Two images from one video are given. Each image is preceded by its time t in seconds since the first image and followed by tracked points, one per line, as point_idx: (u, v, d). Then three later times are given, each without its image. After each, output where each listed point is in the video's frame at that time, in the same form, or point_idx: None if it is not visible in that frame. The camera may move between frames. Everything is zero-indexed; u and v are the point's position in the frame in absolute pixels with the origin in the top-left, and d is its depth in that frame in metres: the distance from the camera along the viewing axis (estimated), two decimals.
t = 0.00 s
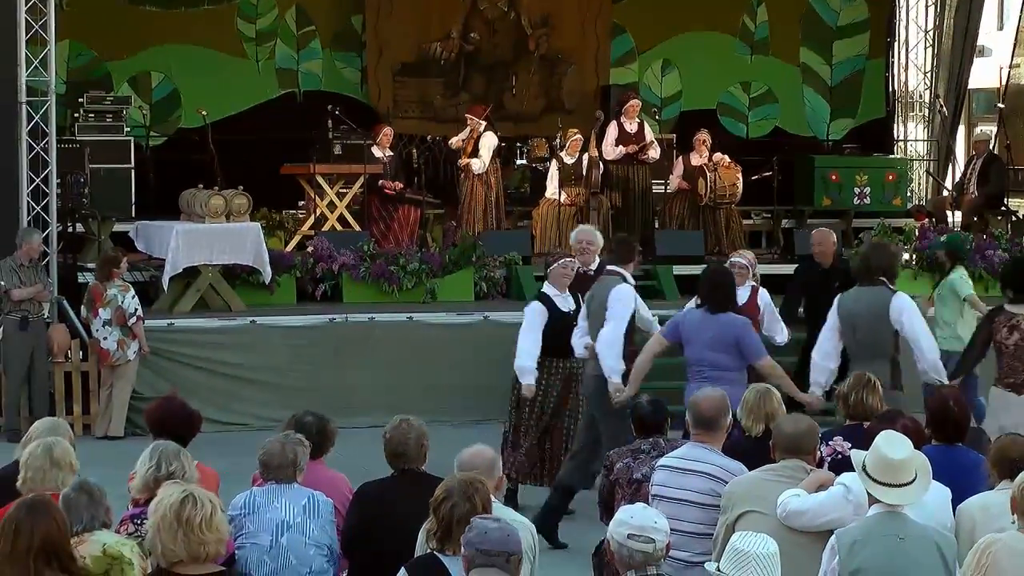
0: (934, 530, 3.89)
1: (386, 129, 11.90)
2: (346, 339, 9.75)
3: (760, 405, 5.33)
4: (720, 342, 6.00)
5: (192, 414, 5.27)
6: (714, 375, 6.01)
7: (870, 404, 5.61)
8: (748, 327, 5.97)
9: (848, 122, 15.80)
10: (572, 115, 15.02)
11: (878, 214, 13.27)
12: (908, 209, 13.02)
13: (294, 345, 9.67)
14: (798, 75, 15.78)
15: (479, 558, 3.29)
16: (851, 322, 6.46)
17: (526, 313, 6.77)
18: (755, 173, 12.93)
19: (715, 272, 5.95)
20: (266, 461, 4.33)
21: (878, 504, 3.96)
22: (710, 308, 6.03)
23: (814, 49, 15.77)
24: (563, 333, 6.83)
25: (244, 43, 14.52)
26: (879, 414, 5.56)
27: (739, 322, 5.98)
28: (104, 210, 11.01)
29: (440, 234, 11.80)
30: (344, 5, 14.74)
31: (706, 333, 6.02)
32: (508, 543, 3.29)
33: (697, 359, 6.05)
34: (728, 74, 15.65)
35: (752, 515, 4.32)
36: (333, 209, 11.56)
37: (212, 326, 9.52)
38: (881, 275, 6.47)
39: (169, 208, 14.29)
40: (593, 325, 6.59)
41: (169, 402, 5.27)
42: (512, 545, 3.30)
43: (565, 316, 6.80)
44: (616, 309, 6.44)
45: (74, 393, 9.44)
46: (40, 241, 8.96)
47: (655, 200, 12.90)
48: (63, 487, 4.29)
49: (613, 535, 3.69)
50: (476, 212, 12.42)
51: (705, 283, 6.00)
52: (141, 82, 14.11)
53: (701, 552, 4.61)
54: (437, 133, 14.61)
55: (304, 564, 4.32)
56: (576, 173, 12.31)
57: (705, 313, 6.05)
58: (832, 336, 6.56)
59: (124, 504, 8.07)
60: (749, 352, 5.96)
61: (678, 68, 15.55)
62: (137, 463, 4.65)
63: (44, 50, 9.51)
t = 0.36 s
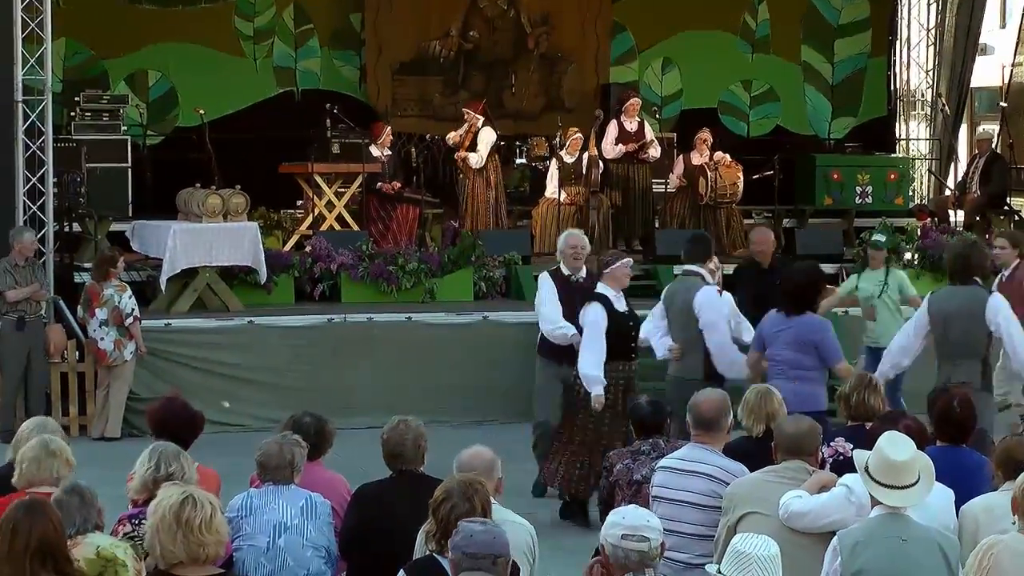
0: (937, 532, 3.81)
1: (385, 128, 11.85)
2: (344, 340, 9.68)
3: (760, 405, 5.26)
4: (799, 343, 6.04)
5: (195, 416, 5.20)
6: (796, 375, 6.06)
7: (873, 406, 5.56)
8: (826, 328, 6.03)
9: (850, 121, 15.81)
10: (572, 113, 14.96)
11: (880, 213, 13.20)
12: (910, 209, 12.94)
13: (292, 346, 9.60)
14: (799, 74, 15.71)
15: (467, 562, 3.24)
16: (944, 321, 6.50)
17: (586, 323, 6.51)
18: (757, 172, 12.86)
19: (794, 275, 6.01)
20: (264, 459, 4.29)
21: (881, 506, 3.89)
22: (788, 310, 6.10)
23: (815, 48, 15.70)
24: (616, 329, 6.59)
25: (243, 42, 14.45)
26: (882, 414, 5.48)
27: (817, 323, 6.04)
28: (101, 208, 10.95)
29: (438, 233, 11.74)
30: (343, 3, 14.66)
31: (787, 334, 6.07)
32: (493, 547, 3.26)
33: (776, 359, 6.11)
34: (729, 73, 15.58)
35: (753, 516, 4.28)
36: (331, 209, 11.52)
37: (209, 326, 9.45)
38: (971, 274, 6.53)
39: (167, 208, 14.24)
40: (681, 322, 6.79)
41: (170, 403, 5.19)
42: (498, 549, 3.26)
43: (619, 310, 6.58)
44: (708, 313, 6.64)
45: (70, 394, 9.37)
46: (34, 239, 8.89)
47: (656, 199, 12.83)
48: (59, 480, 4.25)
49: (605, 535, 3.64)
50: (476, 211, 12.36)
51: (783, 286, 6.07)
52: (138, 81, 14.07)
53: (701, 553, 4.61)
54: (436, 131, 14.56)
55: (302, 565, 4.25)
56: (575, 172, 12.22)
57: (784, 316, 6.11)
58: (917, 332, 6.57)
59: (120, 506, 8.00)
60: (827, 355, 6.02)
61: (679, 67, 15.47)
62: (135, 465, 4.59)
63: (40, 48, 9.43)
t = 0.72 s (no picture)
0: (940, 537, 3.67)
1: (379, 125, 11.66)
2: (336, 341, 9.49)
3: (761, 407, 5.09)
4: (894, 348, 6.24)
5: (193, 420, 5.14)
6: (891, 381, 6.23)
7: (875, 408, 5.41)
8: (921, 335, 6.23)
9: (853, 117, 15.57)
10: (569, 110, 14.75)
11: (883, 212, 12.99)
12: (913, 207, 12.74)
13: (283, 347, 9.42)
14: (801, 71, 15.51)
15: (458, 569, 3.13)
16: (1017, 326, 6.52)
17: (682, 330, 6.32)
18: (758, 171, 12.66)
19: (884, 281, 6.23)
20: (256, 464, 4.17)
21: (882, 508, 3.75)
22: (883, 318, 6.30)
23: (817, 44, 15.51)
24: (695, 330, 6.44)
25: (233, 37, 14.28)
26: (884, 417, 5.34)
27: (911, 330, 6.24)
28: (89, 208, 10.77)
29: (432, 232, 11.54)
30: None
31: (880, 339, 6.27)
32: (487, 553, 3.15)
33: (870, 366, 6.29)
34: (730, 69, 15.37)
35: (755, 520, 4.15)
36: (323, 207, 11.34)
37: (197, 327, 9.28)
38: None
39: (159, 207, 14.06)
40: (757, 330, 6.52)
41: (170, 405, 5.14)
42: (490, 556, 3.15)
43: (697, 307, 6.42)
44: (785, 317, 6.38)
45: (58, 396, 9.18)
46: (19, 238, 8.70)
47: (655, 198, 12.64)
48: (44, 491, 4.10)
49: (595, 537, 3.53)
50: (472, 210, 12.18)
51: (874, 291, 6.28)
52: (127, 77, 13.92)
53: (700, 559, 4.46)
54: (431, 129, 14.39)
55: (294, 572, 4.13)
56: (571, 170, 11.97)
57: (876, 322, 6.31)
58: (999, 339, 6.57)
59: (106, 511, 7.81)
60: (922, 362, 6.21)
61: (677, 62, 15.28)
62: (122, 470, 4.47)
63: (26, 44, 9.24)
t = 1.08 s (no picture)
0: (930, 541, 3.77)
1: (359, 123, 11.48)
2: (314, 342, 9.32)
3: (749, 410, 5.04)
4: (980, 354, 6.19)
5: (164, 422, 5.04)
6: (983, 389, 6.17)
7: (864, 410, 5.28)
8: (1007, 339, 6.18)
9: (844, 116, 15.34)
10: (552, 106, 14.56)
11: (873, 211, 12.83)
12: (903, 205, 12.57)
13: (260, 349, 9.24)
14: (789, 66, 15.32)
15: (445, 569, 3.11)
16: None
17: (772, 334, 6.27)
18: (746, 169, 12.47)
19: (971, 291, 6.15)
20: (234, 469, 4.18)
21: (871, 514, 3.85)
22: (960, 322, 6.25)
23: (806, 40, 15.36)
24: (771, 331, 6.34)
25: (210, 33, 14.07)
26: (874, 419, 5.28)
27: (995, 335, 6.19)
28: (63, 207, 10.59)
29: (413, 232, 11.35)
30: None
31: (963, 346, 6.22)
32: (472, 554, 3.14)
33: (955, 372, 6.23)
34: (716, 65, 15.17)
35: (740, 525, 4.16)
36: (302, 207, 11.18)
37: (172, 328, 9.09)
38: None
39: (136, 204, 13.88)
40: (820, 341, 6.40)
41: (142, 410, 5.05)
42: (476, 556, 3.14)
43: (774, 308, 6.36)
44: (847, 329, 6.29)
45: (30, 399, 8.98)
46: None
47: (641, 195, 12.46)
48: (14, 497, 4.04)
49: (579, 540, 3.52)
50: (455, 210, 12.00)
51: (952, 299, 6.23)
52: (101, 73, 13.70)
53: (687, 564, 4.50)
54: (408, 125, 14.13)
55: None
56: (555, 168, 11.82)
57: (958, 329, 6.25)
58: None
59: (78, 516, 7.62)
60: (1010, 368, 6.18)
61: (663, 58, 15.11)
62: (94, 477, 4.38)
63: None
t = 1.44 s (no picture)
0: (905, 546, 3.70)
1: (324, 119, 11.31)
2: (279, 345, 9.14)
3: (722, 413, 4.86)
4: None
5: (116, 425, 4.84)
6: None
7: (839, 413, 5.15)
8: None
9: (817, 113, 15.15)
10: (521, 103, 14.35)
11: (848, 210, 12.66)
12: (879, 205, 12.39)
13: (223, 352, 9.06)
14: (762, 62, 15.14)
15: None
16: None
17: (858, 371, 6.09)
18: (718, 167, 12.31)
19: None
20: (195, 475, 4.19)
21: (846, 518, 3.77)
22: None
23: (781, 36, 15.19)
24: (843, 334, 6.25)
25: (172, 27, 13.82)
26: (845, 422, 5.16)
27: None
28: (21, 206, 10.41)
29: (378, 230, 11.17)
30: None
31: None
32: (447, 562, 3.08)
33: None
34: (687, 62, 15.01)
35: (713, 529, 4.10)
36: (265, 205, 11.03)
37: (134, 330, 8.94)
38: None
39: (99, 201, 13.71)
40: (883, 341, 6.11)
41: (92, 413, 4.85)
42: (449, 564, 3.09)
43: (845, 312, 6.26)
44: (916, 331, 6.01)
45: None
46: None
47: (613, 193, 12.29)
48: None
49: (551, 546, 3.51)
50: (424, 208, 11.82)
51: None
52: (60, 69, 13.48)
53: (657, 570, 4.44)
54: (374, 123, 14.04)
55: None
56: (525, 166, 11.61)
57: None
58: None
59: (33, 523, 7.44)
60: None
61: (635, 53, 14.91)
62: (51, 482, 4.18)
63: None
